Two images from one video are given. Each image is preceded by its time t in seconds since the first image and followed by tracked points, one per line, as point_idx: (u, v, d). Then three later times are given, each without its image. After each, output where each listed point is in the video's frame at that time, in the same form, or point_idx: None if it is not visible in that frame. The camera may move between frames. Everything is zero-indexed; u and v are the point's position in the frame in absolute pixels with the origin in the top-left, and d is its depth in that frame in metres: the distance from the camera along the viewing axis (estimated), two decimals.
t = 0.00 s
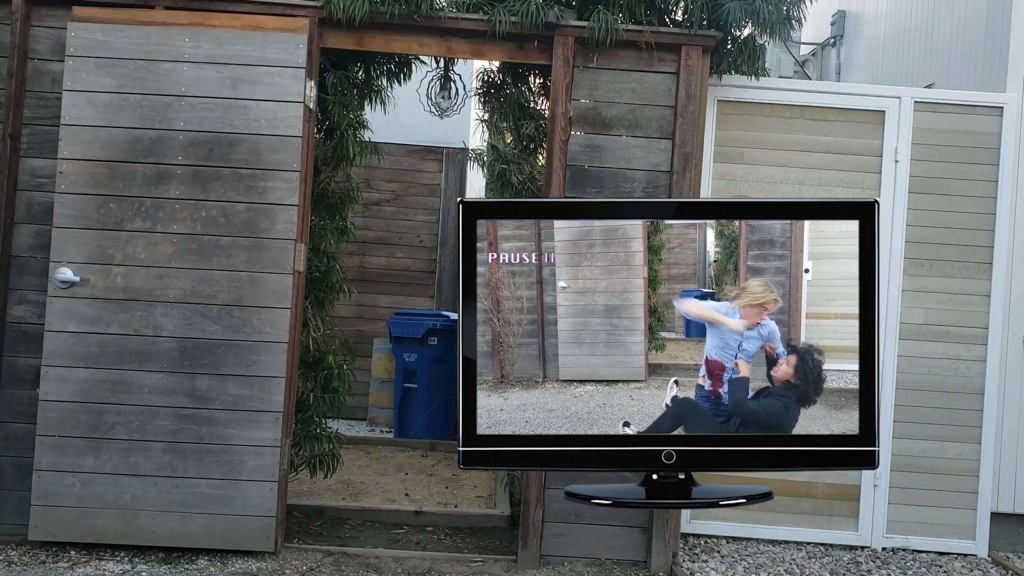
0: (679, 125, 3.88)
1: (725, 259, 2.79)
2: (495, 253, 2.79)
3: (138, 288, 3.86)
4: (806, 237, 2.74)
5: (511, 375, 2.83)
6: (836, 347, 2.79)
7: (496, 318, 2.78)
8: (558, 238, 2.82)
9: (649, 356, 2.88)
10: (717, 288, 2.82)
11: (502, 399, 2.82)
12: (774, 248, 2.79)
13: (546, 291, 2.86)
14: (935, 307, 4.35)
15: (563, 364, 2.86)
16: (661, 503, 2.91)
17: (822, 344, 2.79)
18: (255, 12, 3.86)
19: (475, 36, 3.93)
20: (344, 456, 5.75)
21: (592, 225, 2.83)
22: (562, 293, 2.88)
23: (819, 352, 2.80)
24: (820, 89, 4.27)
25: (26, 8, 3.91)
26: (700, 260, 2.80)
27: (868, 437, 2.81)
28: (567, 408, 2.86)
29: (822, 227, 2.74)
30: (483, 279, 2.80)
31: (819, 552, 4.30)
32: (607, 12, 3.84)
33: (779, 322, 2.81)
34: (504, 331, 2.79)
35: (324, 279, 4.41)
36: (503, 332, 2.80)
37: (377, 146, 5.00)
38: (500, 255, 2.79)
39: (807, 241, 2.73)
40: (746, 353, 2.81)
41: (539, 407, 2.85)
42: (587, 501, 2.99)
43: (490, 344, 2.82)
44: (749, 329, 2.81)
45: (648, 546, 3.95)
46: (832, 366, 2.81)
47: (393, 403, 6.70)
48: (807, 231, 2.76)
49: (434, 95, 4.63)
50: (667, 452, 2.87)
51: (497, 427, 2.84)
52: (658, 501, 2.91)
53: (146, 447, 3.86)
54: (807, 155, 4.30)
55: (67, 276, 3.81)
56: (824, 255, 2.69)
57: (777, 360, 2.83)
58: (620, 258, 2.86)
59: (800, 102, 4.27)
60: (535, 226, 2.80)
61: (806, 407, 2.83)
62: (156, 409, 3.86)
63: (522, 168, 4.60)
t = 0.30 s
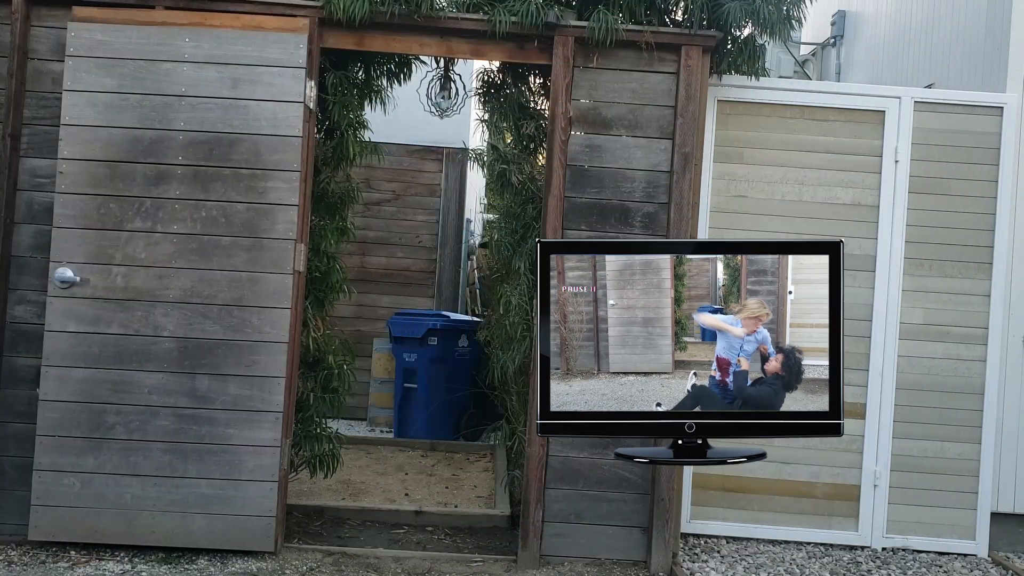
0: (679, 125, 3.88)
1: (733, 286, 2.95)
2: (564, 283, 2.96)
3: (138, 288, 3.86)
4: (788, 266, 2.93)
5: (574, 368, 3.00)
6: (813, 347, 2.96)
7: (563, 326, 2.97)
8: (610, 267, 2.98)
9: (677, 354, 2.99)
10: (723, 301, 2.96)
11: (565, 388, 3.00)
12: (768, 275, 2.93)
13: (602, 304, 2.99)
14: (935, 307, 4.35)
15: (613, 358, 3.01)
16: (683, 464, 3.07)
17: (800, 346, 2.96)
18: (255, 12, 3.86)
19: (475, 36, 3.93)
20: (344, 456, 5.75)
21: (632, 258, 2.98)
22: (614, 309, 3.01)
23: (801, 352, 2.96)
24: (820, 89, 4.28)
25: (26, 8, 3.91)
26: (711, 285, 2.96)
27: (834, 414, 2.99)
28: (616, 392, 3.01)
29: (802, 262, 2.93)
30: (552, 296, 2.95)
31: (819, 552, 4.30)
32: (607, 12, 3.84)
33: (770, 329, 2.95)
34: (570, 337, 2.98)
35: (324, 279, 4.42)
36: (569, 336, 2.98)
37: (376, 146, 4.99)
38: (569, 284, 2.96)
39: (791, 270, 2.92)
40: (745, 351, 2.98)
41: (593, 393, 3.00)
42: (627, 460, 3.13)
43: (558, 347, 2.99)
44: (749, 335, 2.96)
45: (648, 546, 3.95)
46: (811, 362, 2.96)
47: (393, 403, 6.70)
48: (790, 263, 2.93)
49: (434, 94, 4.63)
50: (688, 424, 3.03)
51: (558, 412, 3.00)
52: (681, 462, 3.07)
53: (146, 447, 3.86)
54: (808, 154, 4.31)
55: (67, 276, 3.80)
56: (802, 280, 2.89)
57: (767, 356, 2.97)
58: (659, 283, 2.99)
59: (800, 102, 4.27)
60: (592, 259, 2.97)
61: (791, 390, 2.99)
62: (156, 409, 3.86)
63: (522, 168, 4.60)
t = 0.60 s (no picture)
0: (679, 125, 3.88)
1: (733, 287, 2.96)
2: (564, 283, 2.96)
3: (138, 288, 3.86)
4: (788, 266, 2.93)
5: (574, 368, 3.00)
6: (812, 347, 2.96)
7: (563, 325, 2.97)
8: (609, 267, 2.98)
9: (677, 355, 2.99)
10: (723, 301, 2.96)
11: (565, 387, 3.00)
12: (768, 275, 2.93)
13: (602, 303, 2.99)
14: (935, 307, 4.35)
15: (613, 358, 3.01)
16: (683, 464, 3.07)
17: (800, 345, 2.96)
18: (255, 12, 3.86)
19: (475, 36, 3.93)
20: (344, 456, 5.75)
21: (632, 258, 2.98)
22: (614, 310, 3.02)
23: (801, 352, 2.96)
24: (820, 89, 4.28)
25: (26, 8, 3.91)
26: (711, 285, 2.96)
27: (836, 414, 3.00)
28: (616, 392, 3.01)
29: (802, 262, 2.93)
30: (552, 297, 2.95)
31: (819, 552, 4.30)
32: (607, 12, 3.84)
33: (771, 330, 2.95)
34: (570, 337, 2.98)
35: (324, 279, 4.42)
36: (569, 336, 2.98)
37: (377, 146, 4.98)
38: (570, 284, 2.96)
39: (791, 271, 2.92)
40: (745, 352, 2.98)
41: (593, 394, 3.00)
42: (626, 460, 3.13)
43: (558, 347, 2.99)
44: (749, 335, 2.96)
45: (648, 546, 3.96)
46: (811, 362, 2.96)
47: (393, 403, 6.70)
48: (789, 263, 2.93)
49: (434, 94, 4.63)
50: (688, 425, 3.03)
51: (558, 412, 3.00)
52: (681, 462, 3.07)
53: (147, 447, 3.86)
54: (808, 155, 4.31)
55: (67, 276, 3.80)
56: (802, 280, 2.89)
57: (767, 357, 2.97)
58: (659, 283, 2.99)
59: (800, 102, 4.27)
60: (592, 260, 2.97)
61: (791, 391, 2.99)
62: (156, 409, 3.86)
63: (522, 168, 4.60)
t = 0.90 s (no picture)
0: (679, 125, 3.88)
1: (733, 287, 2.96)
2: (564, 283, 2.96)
3: (138, 288, 3.86)
4: (788, 266, 2.93)
5: (574, 368, 3.00)
6: (812, 347, 2.96)
7: (563, 325, 2.96)
8: (609, 266, 2.98)
9: (677, 355, 2.99)
10: (723, 301, 2.96)
11: (565, 387, 3.00)
12: (768, 275, 2.93)
13: (602, 304, 2.99)
14: (935, 307, 4.35)
15: (613, 358, 3.01)
16: (683, 465, 3.07)
17: (800, 345, 2.96)
18: (255, 12, 3.86)
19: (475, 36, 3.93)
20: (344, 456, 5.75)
21: (632, 258, 2.98)
22: (614, 310, 3.01)
23: (801, 351, 2.96)
24: (820, 89, 4.28)
25: (26, 8, 3.91)
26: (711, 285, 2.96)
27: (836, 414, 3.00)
28: (616, 392, 3.01)
29: (802, 262, 2.93)
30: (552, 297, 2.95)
31: (819, 552, 4.30)
32: (607, 12, 3.84)
33: (771, 330, 2.95)
34: (570, 337, 2.98)
35: (324, 279, 4.42)
36: (569, 336, 2.98)
37: (376, 146, 4.98)
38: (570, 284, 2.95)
39: (791, 271, 2.93)
40: (745, 351, 2.98)
41: (593, 394, 3.00)
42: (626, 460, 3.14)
43: (558, 346, 2.99)
44: (749, 335, 2.96)
45: (648, 546, 3.96)
46: (811, 362, 2.96)
47: (393, 403, 6.69)
48: (789, 263, 2.93)
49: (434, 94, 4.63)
50: (688, 425, 3.03)
51: (558, 412, 3.00)
52: (681, 462, 3.07)
53: (147, 447, 3.86)
54: (808, 155, 4.31)
55: (68, 276, 3.78)
56: (802, 280, 2.89)
57: (768, 357, 2.97)
58: (659, 283, 2.99)
59: (800, 102, 4.27)
60: (592, 261, 2.97)
61: (791, 391, 3.00)
62: (156, 409, 3.86)
63: (522, 168, 4.60)
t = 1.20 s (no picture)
0: (679, 125, 3.88)
1: (733, 287, 2.95)
2: (564, 283, 2.96)
3: (138, 288, 3.86)
4: (788, 266, 2.93)
5: (574, 368, 3.00)
6: (812, 347, 2.97)
7: (563, 325, 2.96)
8: (609, 266, 2.98)
9: (677, 355, 2.99)
10: (723, 301, 2.96)
11: (565, 387, 3.00)
12: (768, 275, 2.93)
13: (602, 304, 2.99)
14: (935, 307, 4.35)
15: (613, 358, 3.01)
16: (683, 465, 3.06)
17: (800, 345, 2.96)
18: (255, 12, 3.86)
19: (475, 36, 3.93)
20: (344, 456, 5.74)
21: (632, 258, 2.98)
22: (614, 310, 3.01)
23: (800, 351, 2.96)
24: (820, 89, 4.28)
25: (26, 8, 3.91)
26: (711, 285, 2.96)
27: (836, 414, 3.01)
28: (616, 392, 3.01)
29: (802, 262, 2.94)
30: (552, 297, 2.95)
31: (820, 552, 4.30)
32: (607, 12, 3.84)
33: (771, 330, 2.95)
34: (570, 337, 2.98)
35: (324, 279, 4.42)
36: (569, 336, 2.98)
37: (377, 146, 4.98)
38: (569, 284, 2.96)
39: (791, 271, 2.93)
40: (745, 351, 2.98)
41: (593, 393, 3.00)
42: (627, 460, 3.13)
43: (558, 347, 2.99)
44: (749, 335, 2.96)
45: (648, 546, 3.95)
46: (810, 362, 2.97)
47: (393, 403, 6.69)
48: (789, 263, 2.94)
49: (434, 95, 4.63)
50: (688, 425, 3.03)
51: (558, 412, 3.00)
52: (681, 463, 3.07)
53: (147, 447, 3.86)
54: (808, 155, 4.31)
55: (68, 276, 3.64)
56: (801, 280, 2.90)
57: (768, 357, 2.97)
58: (659, 283, 2.99)
59: (800, 101, 4.27)
60: (592, 261, 2.97)
61: (791, 391, 3.00)
62: (156, 409, 3.86)
63: (521, 168, 4.61)
